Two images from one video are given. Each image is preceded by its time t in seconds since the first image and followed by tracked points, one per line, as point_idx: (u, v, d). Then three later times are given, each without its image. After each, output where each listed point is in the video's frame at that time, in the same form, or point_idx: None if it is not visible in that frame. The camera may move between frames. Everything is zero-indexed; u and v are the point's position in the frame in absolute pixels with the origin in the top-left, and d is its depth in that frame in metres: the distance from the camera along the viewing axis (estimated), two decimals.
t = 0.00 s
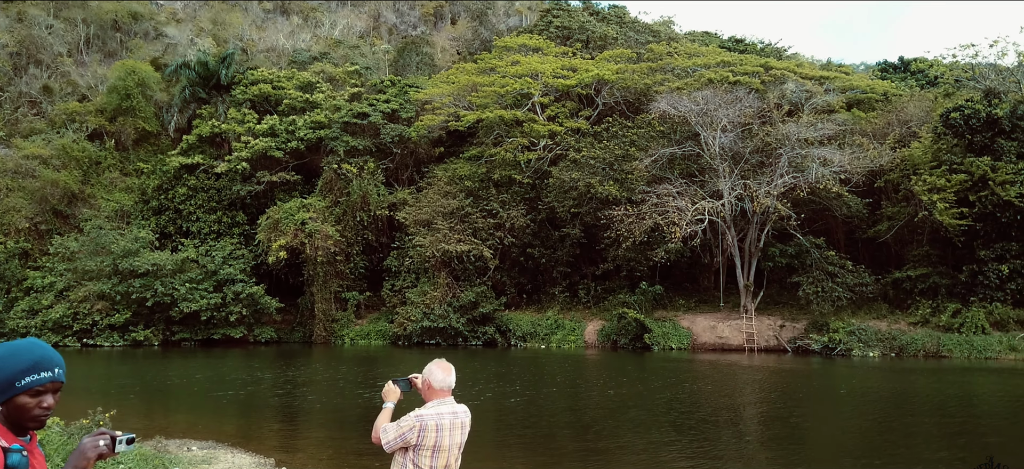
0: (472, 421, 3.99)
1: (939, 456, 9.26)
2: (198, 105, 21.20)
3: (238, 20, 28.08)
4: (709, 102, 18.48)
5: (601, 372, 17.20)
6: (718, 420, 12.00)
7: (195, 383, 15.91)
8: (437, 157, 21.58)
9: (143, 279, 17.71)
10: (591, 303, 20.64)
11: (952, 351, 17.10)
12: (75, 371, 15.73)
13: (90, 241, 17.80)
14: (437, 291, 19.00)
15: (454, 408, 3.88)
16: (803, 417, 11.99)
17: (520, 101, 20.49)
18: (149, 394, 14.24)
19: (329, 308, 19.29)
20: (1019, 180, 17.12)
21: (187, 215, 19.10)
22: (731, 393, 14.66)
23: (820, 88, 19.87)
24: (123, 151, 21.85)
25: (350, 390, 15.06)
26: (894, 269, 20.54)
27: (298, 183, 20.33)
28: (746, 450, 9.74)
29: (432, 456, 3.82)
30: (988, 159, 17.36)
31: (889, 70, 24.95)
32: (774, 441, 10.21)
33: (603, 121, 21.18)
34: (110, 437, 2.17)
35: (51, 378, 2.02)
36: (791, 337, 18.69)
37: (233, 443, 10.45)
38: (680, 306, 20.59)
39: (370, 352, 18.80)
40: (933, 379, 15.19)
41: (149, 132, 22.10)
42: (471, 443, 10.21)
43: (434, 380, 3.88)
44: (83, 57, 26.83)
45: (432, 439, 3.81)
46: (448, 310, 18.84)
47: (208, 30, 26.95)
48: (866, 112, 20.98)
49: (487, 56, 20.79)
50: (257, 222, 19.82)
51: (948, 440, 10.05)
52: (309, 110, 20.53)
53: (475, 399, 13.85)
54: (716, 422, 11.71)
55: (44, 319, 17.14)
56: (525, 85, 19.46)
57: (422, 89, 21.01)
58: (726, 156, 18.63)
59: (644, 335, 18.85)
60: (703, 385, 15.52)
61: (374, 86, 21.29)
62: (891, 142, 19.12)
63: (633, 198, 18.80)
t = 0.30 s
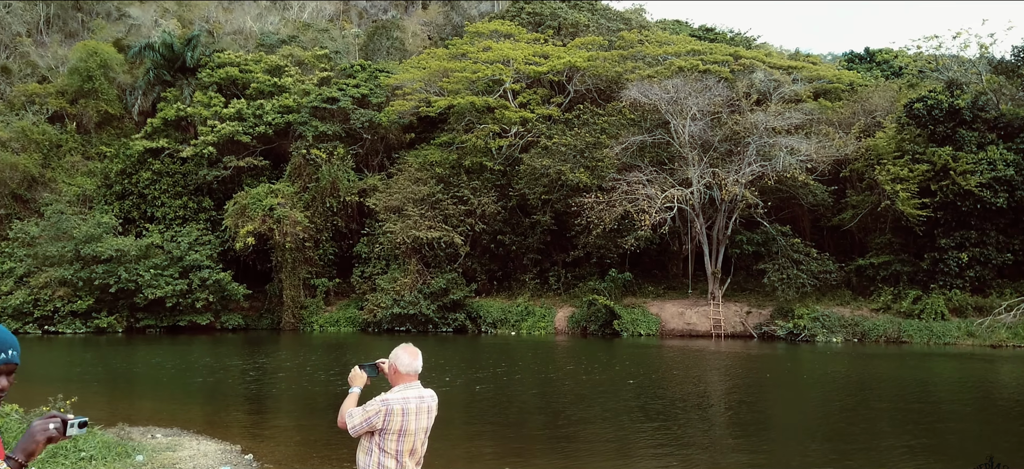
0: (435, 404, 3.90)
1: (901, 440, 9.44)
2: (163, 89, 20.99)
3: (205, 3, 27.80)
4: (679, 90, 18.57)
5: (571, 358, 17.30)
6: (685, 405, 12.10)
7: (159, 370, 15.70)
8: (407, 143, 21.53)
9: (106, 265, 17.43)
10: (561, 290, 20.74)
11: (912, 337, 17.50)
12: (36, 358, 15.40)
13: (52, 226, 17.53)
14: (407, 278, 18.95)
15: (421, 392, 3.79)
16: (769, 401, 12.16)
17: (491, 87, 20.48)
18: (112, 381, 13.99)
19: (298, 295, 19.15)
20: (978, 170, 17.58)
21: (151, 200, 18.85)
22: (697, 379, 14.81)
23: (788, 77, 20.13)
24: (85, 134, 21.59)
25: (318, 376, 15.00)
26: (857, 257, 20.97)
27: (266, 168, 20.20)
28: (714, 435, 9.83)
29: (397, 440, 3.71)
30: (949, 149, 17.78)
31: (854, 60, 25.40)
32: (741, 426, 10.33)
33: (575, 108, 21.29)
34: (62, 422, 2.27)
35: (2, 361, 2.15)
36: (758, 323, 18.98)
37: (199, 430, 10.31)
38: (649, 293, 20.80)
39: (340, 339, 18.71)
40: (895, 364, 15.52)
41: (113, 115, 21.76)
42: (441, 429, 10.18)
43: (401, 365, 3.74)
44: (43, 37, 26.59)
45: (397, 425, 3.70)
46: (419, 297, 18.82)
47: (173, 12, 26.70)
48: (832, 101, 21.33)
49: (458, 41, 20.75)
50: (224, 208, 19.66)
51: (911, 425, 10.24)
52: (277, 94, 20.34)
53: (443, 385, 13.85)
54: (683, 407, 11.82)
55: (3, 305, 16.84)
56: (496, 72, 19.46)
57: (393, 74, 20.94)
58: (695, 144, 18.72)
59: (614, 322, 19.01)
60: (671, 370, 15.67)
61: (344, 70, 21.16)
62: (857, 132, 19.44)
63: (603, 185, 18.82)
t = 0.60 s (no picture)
0: (393, 390, 3.65)
1: (854, 423, 9.61)
2: (116, 72, 20.72)
3: None
4: (641, 81, 18.65)
5: (533, 346, 17.36)
6: (644, 391, 12.20)
7: (112, 359, 15.36)
8: (370, 131, 21.41)
9: (58, 253, 17.04)
10: (524, 279, 20.81)
11: (865, 325, 17.92)
12: None
13: None
14: (369, 266, 18.82)
15: (380, 378, 3.49)
16: (728, 387, 12.30)
17: (455, 75, 20.45)
18: (62, 371, 13.66)
19: (257, 283, 18.92)
20: (929, 162, 18.01)
21: (104, 186, 18.51)
22: (658, 365, 14.96)
23: (748, 69, 20.44)
24: (35, 118, 21.30)
25: (276, 364, 14.83)
26: (813, 247, 21.46)
27: (224, 154, 20.07)
28: (673, 420, 9.90)
29: (355, 428, 3.42)
30: (902, 141, 18.20)
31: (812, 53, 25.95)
32: (700, 412, 10.40)
33: (539, 97, 21.34)
34: None
35: None
36: (717, 311, 19.29)
37: (153, 420, 10.07)
38: (611, 282, 20.99)
39: (300, 328, 18.52)
40: (849, 351, 15.88)
41: (63, 99, 21.48)
42: (400, 418, 10.10)
43: (360, 351, 3.46)
44: None
45: (353, 412, 3.41)
46: (381, 285, 18.70)
47: None
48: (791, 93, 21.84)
49: (422, 28, 20.74)
50: (181, 195, 19.43)
51: (864, 408, 10.45)
52: (236, 80, 20.08)
53: (403, 372, 13.78)
54: (643, 393, 11.91)
55: None
56: (460, 60, 19.44)
57: (355, 61, 20.88)
58: (658, 134, 18.80)
59: (576, 310, 19.13)
60: (633, 357, 15.81)
61: (305, 56, 21.01)
62: (814, 124, 19.82)
63: (567, 175, 18.83)
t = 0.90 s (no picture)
0: (347, 375, 3.62)
1: (807, 409, 9.76)
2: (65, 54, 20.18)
3: None
4: (602, 70, 18.69)
5: (493, 333, 17.41)
6: (603, 379, 12.26)
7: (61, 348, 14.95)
8: (329, 117, 21.28)
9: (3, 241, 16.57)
10: (485, 268, 20.84)
11: (817, 312, 18.34)
12: None
13: None
14: (328, 255, 18.66)
15: (335, 365, 3.45)
16: (686, 374, 12.45)
17: (416, 62, 20.49)
18: (6, 362, 13.26)
19: (212, 272, 18.64)
20: (881, 153, 18.47)
21: (52, 172, 18.19)
22: (617, 353, 15.07)
23: (707, 60, 20.71)
24: None
25: (230, 352, 14.64)
26: (768, 236, 21.94)
27: (178, 140, 19.72)
28: (630, 408, 9.95)
29: (309, 415, 3.38)
30: (855, 133, 18.62)
31: (770, 45, 26.56)
32: (657, 400, 10.48)
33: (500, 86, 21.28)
34: None
35: None
36: (674, 299, 19.57)
37: (103, 411, 9.82)
38: (571, 270, 21.16)
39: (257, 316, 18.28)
40: (805, 337, 16.22)
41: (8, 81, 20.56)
42: (355, 407, 10.02)
43: (313, 339, 3.40)
44: None
45: (308, 399, 3.37)
46: (340, 274, 18.53)
47: None
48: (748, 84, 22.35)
49: (383, 14, 21.06)
50: (132, 181, 19.09)
51: (818, 394, 10.64)
52: (190, 63, 19.76)
53: (361, 360, 13.71)
54: (602, 381, 11.97)
55: None
56: (421, 47, 19.60)
57: (313, 45, 21.03)
58: (618, 124, 18.86)
59: (536, 299, 19.19)
60: (594, 345, 15.90)
61: (262, 40, 20.81)
62: (770, 115, 20.19)
63: (528, 164, 18.83)
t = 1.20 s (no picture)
0: (303, 362, 3.54)
1: (764, 394, 9.91)
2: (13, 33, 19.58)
3: None
4: (564, 59, 18.71)
5: (455, 320, 17.43)
6: (564, 366, 12.30)
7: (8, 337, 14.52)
8: (288, 103, 21.10)
9: None
10: (447, 256, 20.82)
11: (773, 298, 18.56)
12: None
13: None
14: (288, 242, 18.42)
15: (292, 352, 3.37)
16: (647, 361, 12.56)
17: (377, 48, 20.41)
18: None
19: (167, 259, 18.32)
20: (835, 143, 18.89)
21: None
22: (580, 340, 15.16)
23: (667, 50, 20.94)
24: None
25: (186, 340, 14.40)
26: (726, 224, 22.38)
27: (131, 124, 19.37)
28: (592, 394, 9.97)
29: (265, 402, 3.29)
30: (811, 123, 18.98)
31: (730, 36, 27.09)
32: (619, 386, 10.54)
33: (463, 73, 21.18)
34: None
35: None
36: (635, 286, 19.78)
37: (53, 401, 9.54)
38: (533, 258, 21.30)
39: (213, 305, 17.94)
40: (763, 325, 16.52)
41: None
42: (312, 395, 9.91)
43: (269, 325, 3.30)
44: None
45: (263, 387, 3.27)
46: (300, 262, 18.30)
47: None
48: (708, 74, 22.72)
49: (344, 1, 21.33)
50: (83, 167, 18.72)
51: (775, 380, 10.82)
52: (144, 46, 19.38)
53: (319, 348, 13.58)
54: (564, 368, 12.01)
55: None
56: (382, 32, 19.67)
57: (271, 29, 21.00)
58: (580, 113, 18.90)
59: (499, 287, 19.16)
60: (557, 332, 15.97)
61: (219, 25, 20.72)
62: (728, 105, 20.50)
63: (491, 152, 18.79)
